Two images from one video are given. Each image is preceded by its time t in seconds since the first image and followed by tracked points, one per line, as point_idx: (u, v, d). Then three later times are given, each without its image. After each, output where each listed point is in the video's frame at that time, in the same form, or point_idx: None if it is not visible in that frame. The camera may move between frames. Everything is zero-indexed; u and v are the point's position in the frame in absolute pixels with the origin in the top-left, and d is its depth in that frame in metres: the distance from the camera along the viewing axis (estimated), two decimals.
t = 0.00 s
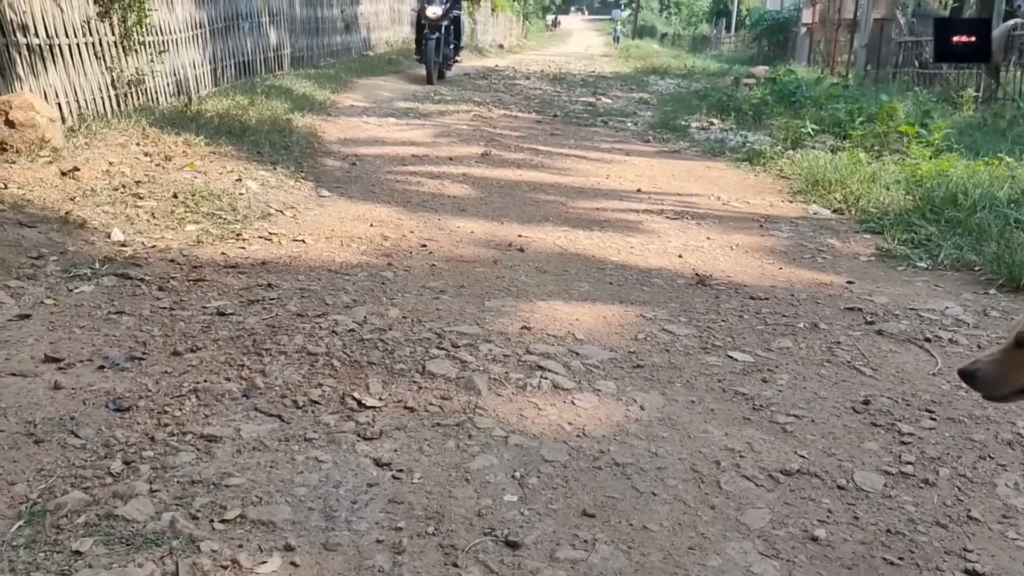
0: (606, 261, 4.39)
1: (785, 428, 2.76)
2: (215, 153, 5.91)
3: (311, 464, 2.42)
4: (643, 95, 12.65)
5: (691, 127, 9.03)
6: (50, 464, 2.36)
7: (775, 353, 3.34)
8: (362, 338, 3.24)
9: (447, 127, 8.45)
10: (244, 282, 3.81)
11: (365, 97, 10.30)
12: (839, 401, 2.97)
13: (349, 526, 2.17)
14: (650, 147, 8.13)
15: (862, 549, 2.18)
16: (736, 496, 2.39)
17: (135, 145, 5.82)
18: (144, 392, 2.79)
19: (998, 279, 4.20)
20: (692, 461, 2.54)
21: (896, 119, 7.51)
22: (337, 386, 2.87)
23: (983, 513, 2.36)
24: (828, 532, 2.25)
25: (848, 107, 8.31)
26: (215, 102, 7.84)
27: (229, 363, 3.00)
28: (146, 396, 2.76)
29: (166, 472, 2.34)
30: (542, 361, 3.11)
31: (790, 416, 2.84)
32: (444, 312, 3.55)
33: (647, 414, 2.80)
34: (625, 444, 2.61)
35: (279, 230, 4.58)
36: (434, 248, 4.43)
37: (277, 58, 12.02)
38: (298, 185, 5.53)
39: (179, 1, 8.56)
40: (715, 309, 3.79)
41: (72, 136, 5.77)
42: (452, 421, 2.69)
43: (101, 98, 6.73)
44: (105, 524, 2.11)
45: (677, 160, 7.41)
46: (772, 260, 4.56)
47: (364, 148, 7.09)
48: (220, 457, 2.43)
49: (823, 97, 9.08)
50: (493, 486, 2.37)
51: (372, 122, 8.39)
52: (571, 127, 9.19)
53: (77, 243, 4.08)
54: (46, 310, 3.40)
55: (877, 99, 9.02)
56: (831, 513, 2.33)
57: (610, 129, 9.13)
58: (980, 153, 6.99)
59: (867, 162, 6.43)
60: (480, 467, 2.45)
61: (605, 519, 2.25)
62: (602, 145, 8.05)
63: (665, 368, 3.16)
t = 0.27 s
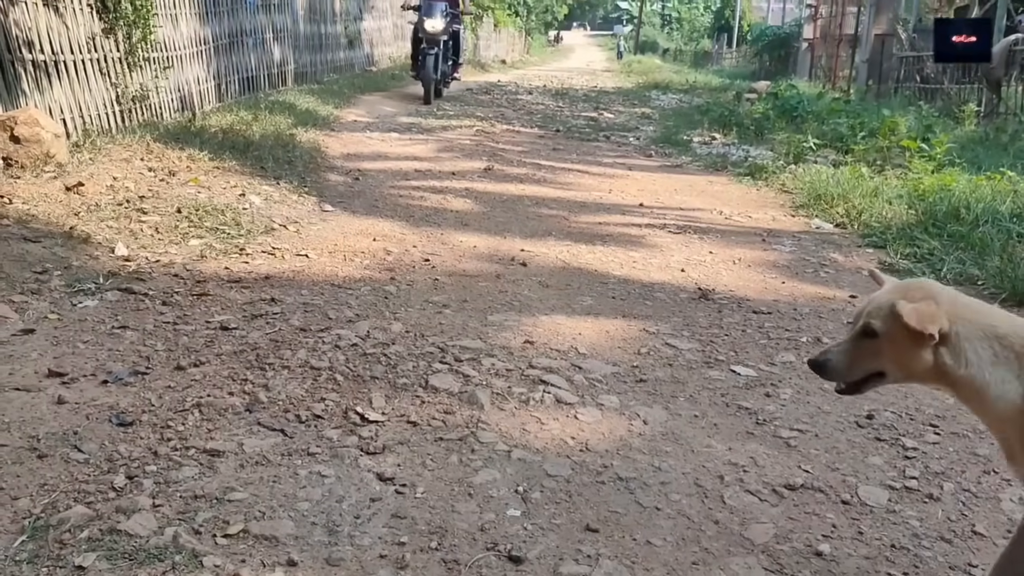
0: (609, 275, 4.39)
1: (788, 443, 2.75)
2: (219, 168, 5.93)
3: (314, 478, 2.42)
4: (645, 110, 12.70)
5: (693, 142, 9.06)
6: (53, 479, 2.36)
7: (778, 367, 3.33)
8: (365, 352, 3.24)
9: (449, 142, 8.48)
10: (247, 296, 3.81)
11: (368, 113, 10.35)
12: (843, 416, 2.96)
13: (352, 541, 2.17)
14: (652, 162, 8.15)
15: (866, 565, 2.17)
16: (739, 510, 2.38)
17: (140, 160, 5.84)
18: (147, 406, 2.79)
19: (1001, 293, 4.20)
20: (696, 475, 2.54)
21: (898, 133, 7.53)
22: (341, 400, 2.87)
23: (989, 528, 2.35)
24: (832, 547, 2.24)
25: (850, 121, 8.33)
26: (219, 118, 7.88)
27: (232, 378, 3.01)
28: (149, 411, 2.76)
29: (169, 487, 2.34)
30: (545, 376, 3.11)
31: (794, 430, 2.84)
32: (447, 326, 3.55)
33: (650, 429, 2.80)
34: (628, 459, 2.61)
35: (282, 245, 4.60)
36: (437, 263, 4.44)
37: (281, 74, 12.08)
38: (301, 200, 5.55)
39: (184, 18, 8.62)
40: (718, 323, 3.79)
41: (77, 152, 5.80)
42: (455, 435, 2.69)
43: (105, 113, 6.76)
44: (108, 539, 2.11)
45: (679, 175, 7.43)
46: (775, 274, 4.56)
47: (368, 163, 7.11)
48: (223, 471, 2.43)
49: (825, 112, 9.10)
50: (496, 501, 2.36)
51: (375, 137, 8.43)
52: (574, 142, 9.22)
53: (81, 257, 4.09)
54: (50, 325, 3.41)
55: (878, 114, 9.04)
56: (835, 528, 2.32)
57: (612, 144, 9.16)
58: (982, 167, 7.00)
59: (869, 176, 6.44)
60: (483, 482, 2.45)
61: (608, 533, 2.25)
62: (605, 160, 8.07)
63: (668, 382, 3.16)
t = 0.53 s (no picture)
0: (612, 289, 4.40)
1: (792, 458, 2.75)
2: (223, 183, 5.95)
3: (317, 493, 2.42)
4: (647, 125, 12.74)
5: (696, 157, 9.08)
6: (56, 494, 2.37)
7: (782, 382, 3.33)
8: (368, 367, 3.25)
9: (452, 157, 8.51)
10: (251, 311, 3.82)
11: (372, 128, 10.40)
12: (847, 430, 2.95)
13: (355, 556, 2.17)
14: (655, 176, 8.16)
15: None
16: (742, 525, 2.38)
17: (144, 175, 5.87)
18: (150, 421, 2.79)
19: (1004, 307, 4.20)
20: (699, 490, 2.53)
21: (899, 148, 7.55)
22: (344, 415, 2.87)
23: (994, 543, 2.34)
24: (836, 562, 2.23)
25: (852, 136, 8.35)
26: (223, 133, 7.92)
27: (235, 392, 3.01)
28: (153, 425, 2.76)
29: (171, 501, 2.34)
30: (548, 390, 3.11)
31: (797, 445, 2.83)
32: (450, 341, 3.55)
33: (654, 444, 2.80)
34: (631, 473, 2.60)
35: (285, 259, 4.61)
36: (440, 277, 4.45)
37: (284, 89, 12.14)
38: (305, 215, 5.57)
39: (189, 34, 8.67)
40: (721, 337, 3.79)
41: (81, 167, 5.83)
42: (458, 450, 2.68)
43: (110, 129, 6.80)
44: (110, 554, 2.10)
45: (682, 189, 7.45)
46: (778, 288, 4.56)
47: (371, 178, 7.13)
48: (226, 486, 2.43)
49: (827, 127, 9.13)
50: (498, 515, 2.36)
51: (378, 152, 8.46)
52: (576, 157, 9.24)
53: (85, 272, 4.11)
54: (54, 339, 3.42)
55: (880, 129, 9.07)
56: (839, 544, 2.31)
57: (615, 159, 9.19)
58: (984, 182, 7.00)
59: (871, 191, 6.45)
60: (486, 496, 2.44)
61: (611, 548, 2.24)
62: (607, 175, 8.09)
63: (671, 397, 3.15)
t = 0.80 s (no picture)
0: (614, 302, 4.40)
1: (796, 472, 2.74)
2: (226, 197, 5.97)
3: (319, 506, 2.42)
4: (650, 139, 12.77)
5: (698, 170, 9.10)
6: (58, 507, 2.36)
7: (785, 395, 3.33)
8: (370, 380, 3.25)
9: (455, 171, 8.53)
10: (253, 324, 3.83)
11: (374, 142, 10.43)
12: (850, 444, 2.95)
13: (357, 570, 2.16)
14: (657, 190, 8.18)
15: None
16: (746, 540, 2.37)
17: (147, 189, 5.89)
18: (153, 435, 2.79)
19: (1007, 320, 4.19)
20: (702, 504, 2.53)
21: (901, 162, 7.56)
22: (346, 428, 2.87)
23: (999, 557, 2.33)
24: None
25: (854, 150, 8.36)
26: (227, 147, 7.95)
27: (238, 406, 3.01)
28: (155, 439, 2.76)
29: (173, 515, 2.34)
30: (550, 404, 3.10)
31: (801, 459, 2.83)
32: (452, 354, 3.55)
33: (657, 457, 2.79)
34: (634, 487, 2.60)
35: (288, 273, 4.62)
36: (442, 290, 4.46)
37: (287, 103, 12.19)
38: (308, 229, 5.58)
39: (193, 49, 8.72)
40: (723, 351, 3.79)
41: (85, 181, 5.85)
42: (461, 464, 2.68)
43: (114, 143, 6.83)
44: (112, 568, 2.10)
45: (684, 203, 7.46)
46: (781, 302, 4.56)
47: (373, 192, 7.15)
48: (228, 500, 2.43)
49: (829, 140, 9.14)
50: (501, 529, 2.35)
51: (381, 166, 8.48)
52: (578, 170, 9.26)
53: (88, 286, 4.12)
54: (57, 353, 3.42)
55: (882, 142, 9.09)
56: (843, 558, 2.30)
57: (617, 173, 9.21)
58: (986, 195, 7.01)
59: (874, 204, 6.45)
60: (489, 510, 2.44)
61: (615, 563, 2.24)
62: (610, 188, 8.11)
63: (675, 411, 3.15)
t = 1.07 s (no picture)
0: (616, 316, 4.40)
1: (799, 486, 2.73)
2: (229, 211, 5.99)
3: (321, 521, 2.41)
4: (652, 153, 12.79)
5: (700, 184, 9.11)
6: (60, 522, 2.36)
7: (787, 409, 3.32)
8: (373, 394, 3.25)
9: (458, 185, 8.55)
10: (256, 338, 3.83)
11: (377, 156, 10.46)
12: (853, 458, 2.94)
13: None
14: (659, 204, 8.19)
15: None
16: (749, 554, 2.36)
17: (151, 204, 5.91)
18: (155, 449, 2.79)
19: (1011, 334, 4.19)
20: (705, 519, 2.52)
21: (903, 175, 7.58)
22: (348, 443, 2.86)
23: (1004, 572, 2.32)
24: None
25: (855, 164, 8.37)
26: (230, 162, 7.98)
27: (240, 420, 3.01)
28: (157, 454, 2.76)
29: (175, 530, 2.34)
30: (553, 418, 3.10)
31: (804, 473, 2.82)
32: (455, 368, 3.55)
33: (660, 472, 2.78)
34: (637, 502, 2.59)
35: (291, 287, 4.62)
36: (445, 305, 4.46)
37: (291, 118, 12.24)
38: (311, 243, 5.60)
39: (197, 64, 8.77)
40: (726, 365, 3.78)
41: (89, 196, 5.86)
42: (464, 478, 2.67)
43: (118, 158, 6.85)
44: None
45: (686, 217, 7.46)
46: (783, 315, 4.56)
47: (376, 206, 7.17)
48: (230, 514, 2.42)
49: (831, 155, 9.16)
50: (504, 544, 2.35)
51: (383, 181, 8.51)
52: (581, 184, 9.28)
53: (91, 300, 4.13)
54: (60, 367, 3.43)
55: (883, 156, 9.11)
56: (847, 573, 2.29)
57: (619, 187, 9.22)
58: (989, 209, 7.01)
59: (876, 218, 6.46)
60: (491, 525, 2.43)
61: None
62: (612, 202, 8.12)
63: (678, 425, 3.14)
